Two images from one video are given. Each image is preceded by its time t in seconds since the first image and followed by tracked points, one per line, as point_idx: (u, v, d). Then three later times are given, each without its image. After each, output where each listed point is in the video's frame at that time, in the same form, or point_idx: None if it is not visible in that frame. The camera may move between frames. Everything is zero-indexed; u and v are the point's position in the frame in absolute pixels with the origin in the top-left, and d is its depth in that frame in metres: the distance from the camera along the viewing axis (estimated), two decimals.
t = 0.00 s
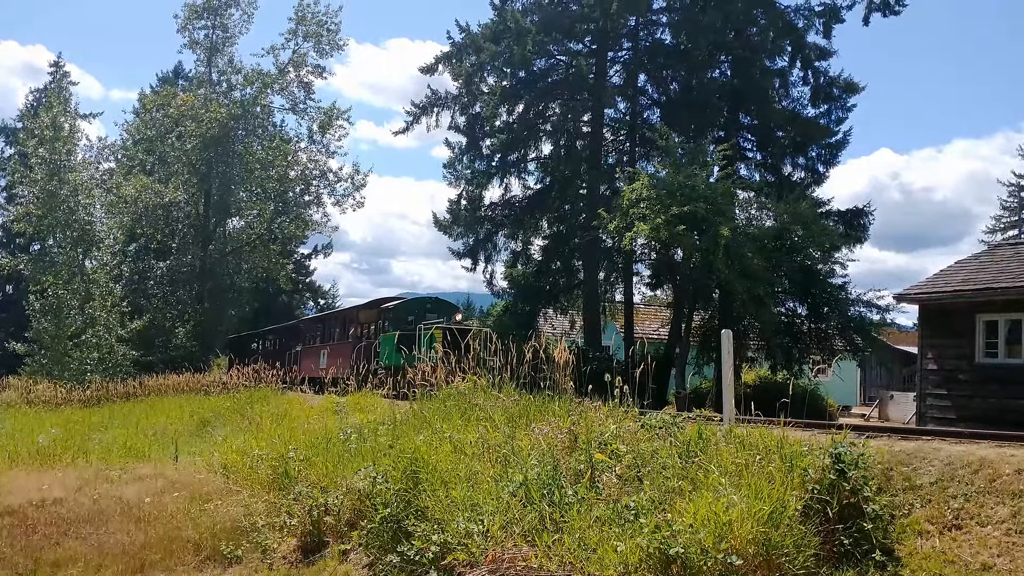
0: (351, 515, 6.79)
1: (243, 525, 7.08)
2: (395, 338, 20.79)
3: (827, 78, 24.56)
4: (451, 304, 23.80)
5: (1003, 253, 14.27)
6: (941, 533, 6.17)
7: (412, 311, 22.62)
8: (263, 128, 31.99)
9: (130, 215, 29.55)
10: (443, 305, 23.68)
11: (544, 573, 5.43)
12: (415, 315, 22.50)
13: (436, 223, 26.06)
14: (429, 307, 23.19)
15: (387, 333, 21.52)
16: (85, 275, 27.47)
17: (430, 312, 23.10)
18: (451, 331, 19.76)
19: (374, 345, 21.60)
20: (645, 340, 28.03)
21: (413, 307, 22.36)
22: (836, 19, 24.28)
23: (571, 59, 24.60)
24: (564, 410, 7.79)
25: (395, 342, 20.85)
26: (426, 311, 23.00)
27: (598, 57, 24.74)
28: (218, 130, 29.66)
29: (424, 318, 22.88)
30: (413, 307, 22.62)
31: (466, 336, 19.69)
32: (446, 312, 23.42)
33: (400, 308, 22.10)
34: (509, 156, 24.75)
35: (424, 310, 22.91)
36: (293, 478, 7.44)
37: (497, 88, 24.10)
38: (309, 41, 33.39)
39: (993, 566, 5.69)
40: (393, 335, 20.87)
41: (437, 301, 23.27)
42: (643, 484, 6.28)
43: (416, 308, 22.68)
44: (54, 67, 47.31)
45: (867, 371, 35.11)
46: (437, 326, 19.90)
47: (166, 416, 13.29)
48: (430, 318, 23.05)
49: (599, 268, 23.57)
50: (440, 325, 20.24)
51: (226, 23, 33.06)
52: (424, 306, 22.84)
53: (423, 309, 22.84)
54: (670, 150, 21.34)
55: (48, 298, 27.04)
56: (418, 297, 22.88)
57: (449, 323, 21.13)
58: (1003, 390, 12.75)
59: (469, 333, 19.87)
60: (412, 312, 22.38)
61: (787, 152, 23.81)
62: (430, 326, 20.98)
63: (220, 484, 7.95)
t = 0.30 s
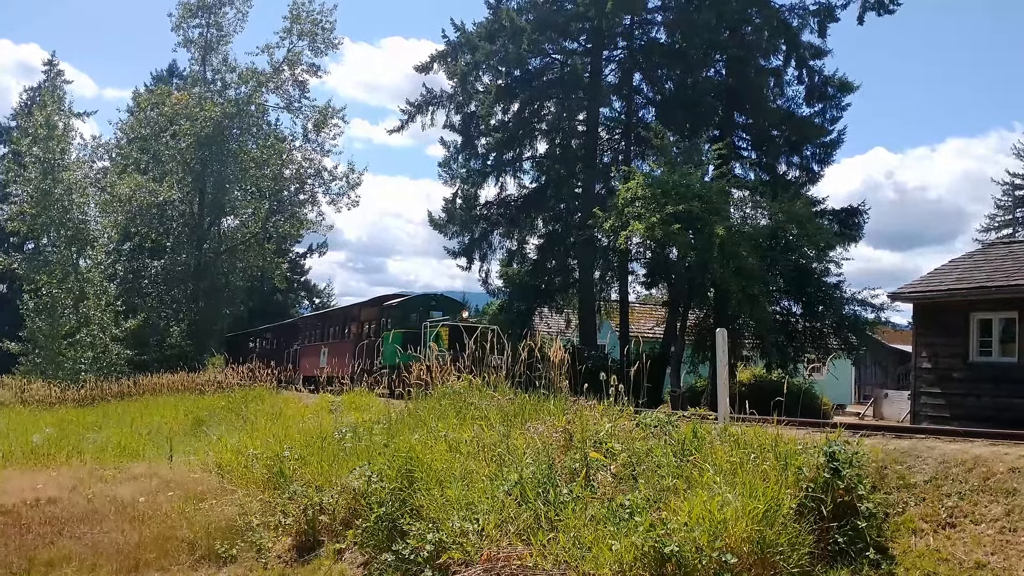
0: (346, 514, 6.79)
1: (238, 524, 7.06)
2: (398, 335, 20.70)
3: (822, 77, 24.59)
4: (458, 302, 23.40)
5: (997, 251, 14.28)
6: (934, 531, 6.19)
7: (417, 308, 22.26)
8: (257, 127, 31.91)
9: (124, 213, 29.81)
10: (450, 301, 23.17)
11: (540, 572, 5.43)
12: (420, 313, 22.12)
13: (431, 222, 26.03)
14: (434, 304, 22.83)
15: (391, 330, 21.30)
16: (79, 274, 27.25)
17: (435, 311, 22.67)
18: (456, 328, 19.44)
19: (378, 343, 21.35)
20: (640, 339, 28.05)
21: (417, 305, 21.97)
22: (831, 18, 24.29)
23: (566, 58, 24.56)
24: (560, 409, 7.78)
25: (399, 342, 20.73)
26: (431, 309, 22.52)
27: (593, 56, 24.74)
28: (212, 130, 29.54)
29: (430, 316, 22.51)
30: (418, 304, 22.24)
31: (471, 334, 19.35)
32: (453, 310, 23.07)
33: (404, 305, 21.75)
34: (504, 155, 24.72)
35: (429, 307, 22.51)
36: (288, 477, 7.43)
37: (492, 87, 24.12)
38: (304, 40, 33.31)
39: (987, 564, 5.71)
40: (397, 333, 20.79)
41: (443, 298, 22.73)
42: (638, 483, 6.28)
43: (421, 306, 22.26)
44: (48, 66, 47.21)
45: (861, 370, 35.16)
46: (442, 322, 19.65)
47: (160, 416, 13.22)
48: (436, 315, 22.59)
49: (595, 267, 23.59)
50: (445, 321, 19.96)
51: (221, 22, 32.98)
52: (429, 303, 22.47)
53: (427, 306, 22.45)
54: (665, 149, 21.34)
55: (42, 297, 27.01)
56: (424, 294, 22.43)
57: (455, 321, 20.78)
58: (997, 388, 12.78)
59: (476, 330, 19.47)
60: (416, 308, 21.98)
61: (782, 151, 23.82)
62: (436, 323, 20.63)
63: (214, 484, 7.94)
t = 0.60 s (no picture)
0: (342, 514, 6.79)
1: (234, 525, 7.06)
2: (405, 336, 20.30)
3: (817, 76, 24.62)
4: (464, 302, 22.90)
5: (992, 250, 14.30)
6: (930, 530, 6.20)
7: (422, 308, 21.76)
8: (253, 127, 31.90)
9: (119, 214, 29.69)
10: (456, 300, 22.77)
11: (535, 572, 5.43)
12: (425, 314, 21.64)
13: (426, 222, 26.02)
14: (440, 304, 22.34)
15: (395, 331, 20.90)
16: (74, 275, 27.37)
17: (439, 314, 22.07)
18: (465, 328, 19.11)
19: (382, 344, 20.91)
20: (636, 338, 28.06)
21: (421, 304, 21.51)
22: (826, 18, 24.33)
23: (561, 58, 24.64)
24: (556, 409, 7.77)
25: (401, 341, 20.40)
26: (436, 308, 22.08)
27: (589, 56, 24.76)
28: (207, 130, 29.46)
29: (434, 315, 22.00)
30: (422, 302, 21.74)
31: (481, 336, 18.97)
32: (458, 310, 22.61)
33: (409, 304, 21.27)
34: (499, 155, 24.71)
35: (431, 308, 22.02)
36: (284, 478, 7.44)
37: (487, 87, 24.15)
38: (299, 41, 33.27)
39: (982, 563, 5.72)
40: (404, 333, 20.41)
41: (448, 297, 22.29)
42: (634, 483, 6.28)
43: (425, 305, 21.73)
44: (42, 66, 47.11)
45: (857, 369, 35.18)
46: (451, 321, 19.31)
47: (155, 416, 13.21)
48: (441, 315, 22.15)
49: (591, 266, 23.58)
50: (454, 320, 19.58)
51: (215, 22, 32.93)
52: (434, 302, 21.97)
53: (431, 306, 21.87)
54: (660, 148, 21.35)
55: (37, 298, 26.47)
56: (429, 293, 21.97)
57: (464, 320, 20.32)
58: (992, 386, 12.79)
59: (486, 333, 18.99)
60: (420, 306, 21.47)
61: (777, 150, 23.86)
62: (444, 322, 20.14)
63: (210, 484, 7.93)
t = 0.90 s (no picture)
0: (337, 514, 6.79)
1: (229, 525, 7.04)
2: (408, 334, 19.93)
3: (812, 76, 24.65)
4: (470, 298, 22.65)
5: (986, 250, 14.33)
6: (924, 529, 6.22)
7: (427, 305, 21.52)
8: (248, 127, 31.77)
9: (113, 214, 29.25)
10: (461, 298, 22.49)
11: (530, 572, 5.43)
12: (430, 311, 21.35)
13: (421, 222, 26.00)
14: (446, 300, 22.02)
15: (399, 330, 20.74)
16: (69, 275, 27.01)
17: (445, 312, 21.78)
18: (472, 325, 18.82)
19: (386, 344, 20.69)
20: (632, 338, 28.08)
21: (426, 302, 21.23)
22: (820, 17, 24.37)
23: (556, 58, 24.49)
24: (551, 408, 7.75)
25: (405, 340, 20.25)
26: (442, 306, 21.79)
27: (584, 56, 24.77)
28: (202, 129, 29.40)
29: (440, 312, 21.68)
30: (427, 299, 21.46)
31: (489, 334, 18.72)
32: (464, 307, 22.33)
33: (413, 301, 21.01)
34: (494, 155, 24.71)
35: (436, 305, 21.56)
36: (279, 478, 7.43)
37: (482, 87, 24.17)
38: (294, 40, 33.23)
39: (975, 561, 5.73)
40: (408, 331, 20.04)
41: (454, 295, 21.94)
42: (629, 482, 6.28)
43: (430, 302, 21.44)
44: (37, 66, 47.03)
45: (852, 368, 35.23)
46: (457, 319, 19.03)
47: (150, 416, 13.20)
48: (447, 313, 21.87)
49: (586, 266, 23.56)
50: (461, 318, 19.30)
51: (210, 22, 32.88)
52: (440, 299, 21.62)
53: (436, 304, 21.54)
54: (655, 148, 21.34)
55: (31, 297, 26.64)
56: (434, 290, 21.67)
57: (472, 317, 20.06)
58: (986, 385, 12.80)
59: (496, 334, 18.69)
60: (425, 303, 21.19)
61: (772, 150, 23.90)
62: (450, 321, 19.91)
63: (205, 484, 7.92)
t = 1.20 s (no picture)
0: (328, 511, 6.78)
1: (220, 522, 7.03)
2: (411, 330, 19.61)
3: (803, 74, 24.72)
4: (474, 295, 22.40)
5: (976, 247, 14.39)
6: (914, 525, 6.24)
7: (429, 300, 21.28)
8: (239, 123, 31.77)
9: (103, 211, 29.40)
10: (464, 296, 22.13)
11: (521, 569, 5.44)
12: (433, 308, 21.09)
13: (414, 219, 25.97)
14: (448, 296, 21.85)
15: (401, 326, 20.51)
16: (58, 271, 27.14)
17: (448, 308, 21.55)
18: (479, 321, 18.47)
19: (386, 340, 20.34)
20: (623, 335, 28.13)
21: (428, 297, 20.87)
22: (812, 15, 24.42)
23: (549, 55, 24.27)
24: (543, 405, 7.77)
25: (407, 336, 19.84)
26: (445, 302, 21.42)
27: (576, 53, 24.78)
28: (193, 126, 29.31)
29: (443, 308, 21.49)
30: (430, 294, 21.20)
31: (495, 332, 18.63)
32: (467, 302, 22.09)
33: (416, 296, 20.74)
34: (486, 152, 24.73)
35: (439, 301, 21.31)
36: (270, 476, 7.42)
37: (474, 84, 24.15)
38: (286, 36, 33.13)
39: (965, 557, 5.76)
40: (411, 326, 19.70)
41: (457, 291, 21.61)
42: (621, 479, 6.30)
43: (433, 298, 21.20)
44: (27, 62, 46.79)
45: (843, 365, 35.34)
46: (463, 315, 18.83)
47: (142, 413, 13.18)
48: (449, 308, 21.48)
49: (578, 263, 23.59)
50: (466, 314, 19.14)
51: (201, 17, 32.74)
52: (442, 295, 21.41)
53: (438, 299, 21.29)
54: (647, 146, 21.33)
55: (21, 295, 26.60)
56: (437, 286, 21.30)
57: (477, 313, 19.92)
58: (975, 382, 12.83)
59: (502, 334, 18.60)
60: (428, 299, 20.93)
61: (764, 148, 23.98)
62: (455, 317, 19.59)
63: (196, 482, 7.91)
